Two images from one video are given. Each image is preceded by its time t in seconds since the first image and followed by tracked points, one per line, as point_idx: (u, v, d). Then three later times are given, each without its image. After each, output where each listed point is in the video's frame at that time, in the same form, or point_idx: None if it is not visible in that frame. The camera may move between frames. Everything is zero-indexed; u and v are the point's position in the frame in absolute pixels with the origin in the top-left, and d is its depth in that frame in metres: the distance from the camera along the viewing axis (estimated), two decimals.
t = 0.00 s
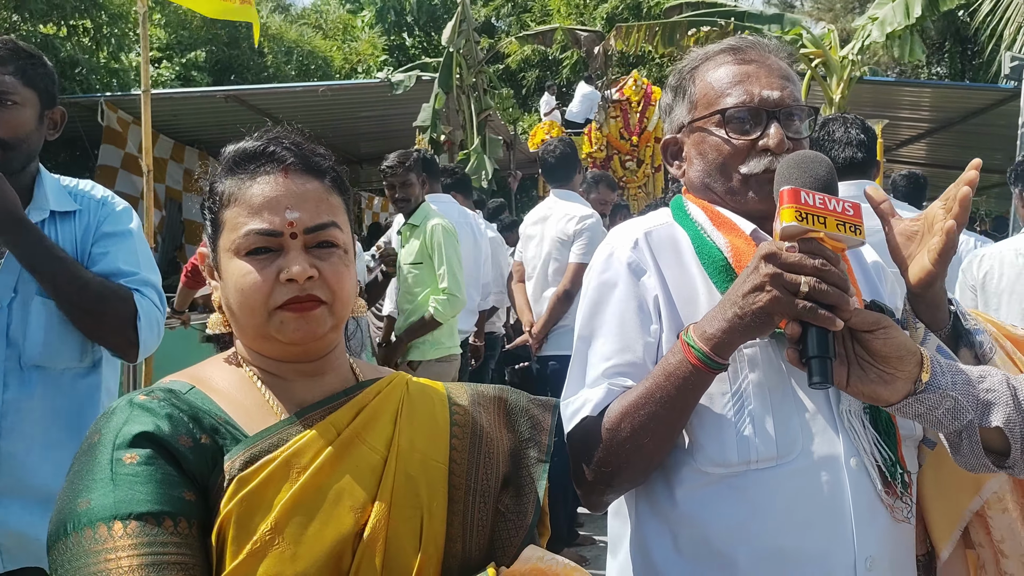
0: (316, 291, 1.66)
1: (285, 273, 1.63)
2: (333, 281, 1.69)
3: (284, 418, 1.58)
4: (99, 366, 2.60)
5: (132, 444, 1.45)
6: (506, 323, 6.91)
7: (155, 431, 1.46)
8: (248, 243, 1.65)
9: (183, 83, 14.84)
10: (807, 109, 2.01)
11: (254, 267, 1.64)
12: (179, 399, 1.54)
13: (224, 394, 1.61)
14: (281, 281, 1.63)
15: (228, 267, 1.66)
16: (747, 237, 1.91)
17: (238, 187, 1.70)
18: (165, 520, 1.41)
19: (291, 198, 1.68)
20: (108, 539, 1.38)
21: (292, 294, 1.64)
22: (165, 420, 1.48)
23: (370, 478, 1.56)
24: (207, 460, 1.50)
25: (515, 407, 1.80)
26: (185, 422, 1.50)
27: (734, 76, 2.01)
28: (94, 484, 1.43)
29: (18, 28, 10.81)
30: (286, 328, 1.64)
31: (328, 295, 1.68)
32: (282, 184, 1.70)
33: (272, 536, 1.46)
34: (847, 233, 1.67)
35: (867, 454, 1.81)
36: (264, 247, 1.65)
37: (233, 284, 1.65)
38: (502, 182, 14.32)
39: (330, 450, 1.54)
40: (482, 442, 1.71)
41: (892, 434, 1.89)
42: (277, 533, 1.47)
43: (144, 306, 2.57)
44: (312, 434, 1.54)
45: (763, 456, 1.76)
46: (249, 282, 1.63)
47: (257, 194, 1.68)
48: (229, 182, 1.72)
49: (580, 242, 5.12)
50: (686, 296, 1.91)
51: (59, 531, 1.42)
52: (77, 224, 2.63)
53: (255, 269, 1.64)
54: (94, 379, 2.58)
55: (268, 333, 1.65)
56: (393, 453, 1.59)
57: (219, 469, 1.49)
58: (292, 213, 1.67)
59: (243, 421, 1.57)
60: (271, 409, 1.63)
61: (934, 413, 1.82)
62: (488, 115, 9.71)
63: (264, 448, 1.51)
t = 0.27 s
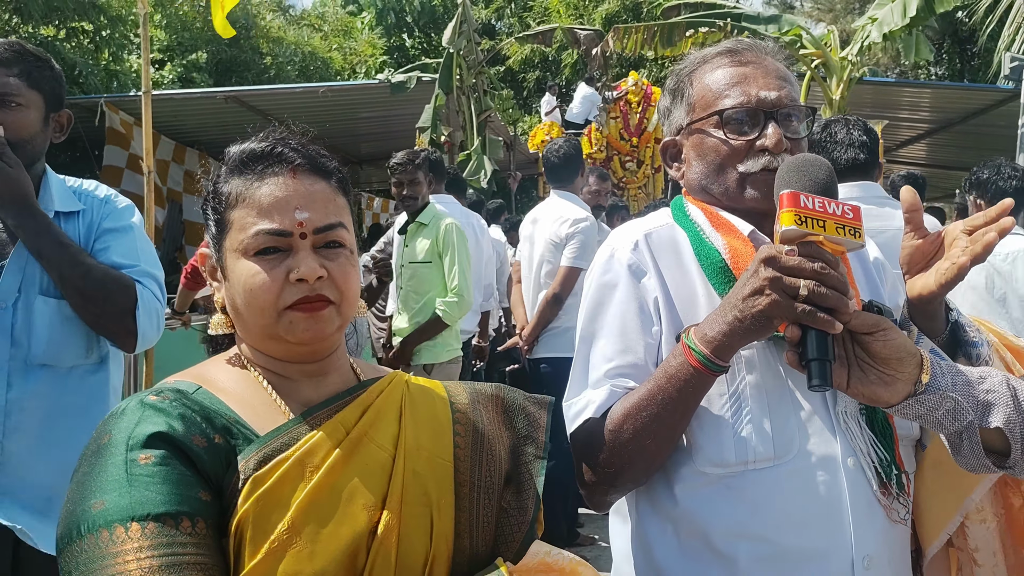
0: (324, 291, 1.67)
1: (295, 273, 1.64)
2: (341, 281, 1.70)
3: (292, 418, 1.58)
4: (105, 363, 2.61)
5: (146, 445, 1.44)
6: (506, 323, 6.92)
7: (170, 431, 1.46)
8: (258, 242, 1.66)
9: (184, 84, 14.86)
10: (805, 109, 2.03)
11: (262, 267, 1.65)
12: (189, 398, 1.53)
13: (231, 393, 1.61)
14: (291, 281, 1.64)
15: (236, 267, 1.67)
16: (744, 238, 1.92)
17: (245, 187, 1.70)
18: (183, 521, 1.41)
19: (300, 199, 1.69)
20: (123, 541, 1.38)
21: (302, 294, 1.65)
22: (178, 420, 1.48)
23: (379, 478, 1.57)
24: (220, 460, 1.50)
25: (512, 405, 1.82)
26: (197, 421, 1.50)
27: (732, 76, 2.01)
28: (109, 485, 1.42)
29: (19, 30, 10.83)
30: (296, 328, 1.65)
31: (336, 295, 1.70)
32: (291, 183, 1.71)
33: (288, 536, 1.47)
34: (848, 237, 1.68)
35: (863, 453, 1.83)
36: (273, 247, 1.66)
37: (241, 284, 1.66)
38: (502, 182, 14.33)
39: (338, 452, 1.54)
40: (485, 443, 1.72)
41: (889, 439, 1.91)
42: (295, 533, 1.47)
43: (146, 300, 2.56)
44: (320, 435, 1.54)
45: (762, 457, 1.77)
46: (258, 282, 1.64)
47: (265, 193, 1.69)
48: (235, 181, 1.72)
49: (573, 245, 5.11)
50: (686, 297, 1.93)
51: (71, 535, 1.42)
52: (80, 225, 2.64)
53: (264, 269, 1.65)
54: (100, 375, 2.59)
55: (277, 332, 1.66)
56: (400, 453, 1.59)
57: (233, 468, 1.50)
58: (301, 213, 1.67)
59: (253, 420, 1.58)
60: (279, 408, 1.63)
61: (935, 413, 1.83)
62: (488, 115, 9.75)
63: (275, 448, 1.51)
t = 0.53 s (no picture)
0: (335, 289, 1.68)
1: (307, 271, 1.64)
2: (349, 280, 1.72)
3: (298, 416, 1.58)
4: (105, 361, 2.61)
5: (158, 443, 1.43)
6: (506, 323, 6.91)
7: (180, 429, 1.45)
8: (268, 241, 1.66)
9: (185, 85, 14.87)
10: (811, 112, 2.02)
11: (271, 266, 1.65)
12: (195, 397, 1.52)
13: (235, 392, 1.60)
14: (302, 279, 1.65)
15: (243, 267, 1.67)
16: (745, 242, 1.93)
17: (254, 186, 1.70)
18: (195, 517, 1.40)
19: (310, 197, 1.70)
20: (130, 542, 1.36)
21: (313, 292, 1.66)
22: (187, 418, 1.48)
23: (385, 476, 1.57)
24: (231, 459, 1.49)
25: (508, 402, 1.83)
26: (204, 419, 1.50)
27: (738, 77, 2.01)
28: (120, 484, 1.40)
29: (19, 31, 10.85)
30: (307, 326, 1.65)
31: (344, 293, 1.71)
32: (302, 181, 1.71)
33: (300, 535, 1.47)
34: (846, 240, 1.68)
35: (862, 459, 1.82)
36: (283, 245, 1.66)
37: (249, 284, 1.66)
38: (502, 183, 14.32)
39: (343, 451, 1.54)
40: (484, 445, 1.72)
41: (890, 443, 1.89)
42: (308, 531, 1.47)
43: (142, 297, 2.57)
44: (325, 434, 1.54)
45: (760, 461, 1.77)
46: (267, 281, 1.64)
47: (274, 192, 1.69)
48: (242, 179, 1.72)
49: (568, 247, 5.09)
50: (685, 302, 1.92)
51: (77, 538, 1.40)
52: (80, 223, 2.64)
53: (274, 267, 1.65)
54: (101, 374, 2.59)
55: (286, 331, 1.66)
56: (405, 450, 1.60)
57: (243, 466, 1.49)
58: (312, 212, 1.68)
59: (257, 418, 1.57)
60: (284, 407, 1.63)
61: (933, 416, 1.83)
62: (488, 116, 9.78)
63: (284, 444, 1.51)
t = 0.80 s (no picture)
0: (341, 290, 1.69)
1: (314, 272, 1.65)
2: (354, 280, 1.72)
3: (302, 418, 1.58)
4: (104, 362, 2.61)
5: (167, 446, 1.43)
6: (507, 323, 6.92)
7: (189, 431, 1.46)
8: (276, 242, 1.66)
9: (185, 86, 14.87)
10: (819, 118, 2.02)
11: (279, 267, 1.65)
12: (202, 399, 1.52)
13: (239, 393, 1.60)
14: (309, 280, 1.65)
15: (249, 268, 1.67)
16: (750, 246, 1.93)
17: (259, 188, 1.70)
18: (208, 519, 1.40)
19: (317, 199, 1.70)
20: (143, 545, 1.36)
21: (320, 292, 1.66)
22: (196, 420, 1.48)
23: (391, 476, 1.57)
24: (240, 460, 1.50)
25: (505, 400, 1.83)
26: (214, 421, 1.50)
27: (745, 82, 2.01)
28: (131, 487, 1.40)
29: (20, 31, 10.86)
30: (314, 326, 1.66)
31: (350, 294, 1.71)
32: (308, 183, 1.71)
33: (311, 535, 1.47)
34: (846, 244, 1.70)
35: (864, 459, 1.82)
36: (291, 246, 1.67)
37: (255, 284, 1.67)
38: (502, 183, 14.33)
39: (349, 453, 1.54)
40: (487, 446, 1.72)
41: (893, 447, 1.89)
42: (319, 531, 1.48)
43: (133, 298, 2.55)
44: (330, 435, 1.54)
45: (764, 460, 1.77)
46: (274, 281, 1.65)
47: (281, 193, 1.69)
48: (247, 181, 1.71)
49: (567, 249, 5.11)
50: (689, 303, 1.92)
51: (85, 542, 1.39)
52: (79, 223, 2.64)
53: (281, 269, 1.65)
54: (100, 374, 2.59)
55: (293, 331, 1.66)
56: (409, 451, 1.60)
57: (253, 467, 1.49)
58: (319, 213, 1.69)
59: (263, 419, 1.57)
60: (288, 407, 1.63)
61: (934, 417, 1.83)
62: (488, 116, 9.75)
63: (291, 446, 1.51)
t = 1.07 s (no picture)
0: (342, 289, 1.69)
1: (315, 271, 1.65)
2: (354, 280, 1.72)
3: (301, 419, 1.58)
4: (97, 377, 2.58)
5: (170, 448, 1.43)
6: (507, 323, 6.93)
7: (192, 432, 1.45)
8: (277, 241, 1.66)
9: (185, 85, 14.88)
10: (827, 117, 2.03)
11: (279, 267, 1.65)
12: (202, 400, 1.52)
13: (238, 396, 1.60)
14: (310, 279, 1.65)
15: (249, 268, 1.67)
16: (753, 246, 1.93)
17: (260, 187, 1.69)
18: (213, 520, 1.40)
19: (317, 198, 1.70)
20: (147, 548, 1.36)
21: (321, 291, 1.66)
22: (198, 422, 1.48)
23: (390, 475, 1.57)
24: (242, 460, 1.49)
25: (498, 401, 1.84)
26: (215, 422, 1.50)
27: (756, 78, 2.02)
28: (133, 490, 1.39)
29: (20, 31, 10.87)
30: (315, 325, 1.66)
31: (349, 293, 1.71)
32: (308, 183, 1.71)
33: (315, 534, 1.47)
34: (847, 238, 1.70)
35: (869, 460, 1.81)
36: (292, 245, 1.66)
37: (256, 282, 1.66)
38: (503, 183, 14.34)
39: (348, 454, 1.53)
40: (483, 447, 1.72)
41: (898, 446, 1.87)
42: (321, 530, 1.47)
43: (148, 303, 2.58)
44: (328, 436, 1.54)
45: (769, 460, 1.77)
46: (275, 280, 1.65)
47: (282, 193, 1.68)
48: (247, 181, 1.71)
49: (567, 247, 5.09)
50: (692, 304, 1.93)
51: (88, 546, 1.39)
52: (81, 227, 2.65)
53: (281, 268, 1.65)
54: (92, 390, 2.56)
55: (293, 330, 1.66)
56: (408, 451, 1.60)
57: (254, 468, 1.49)
58: (320, 212, 1.68)
59: (264, 421, 1.57)
60: (288, 409, 1.63)
61: (934, 415, 1.82)
62: (488, 117, 9.72)
63: (291, 447, 1.51)
